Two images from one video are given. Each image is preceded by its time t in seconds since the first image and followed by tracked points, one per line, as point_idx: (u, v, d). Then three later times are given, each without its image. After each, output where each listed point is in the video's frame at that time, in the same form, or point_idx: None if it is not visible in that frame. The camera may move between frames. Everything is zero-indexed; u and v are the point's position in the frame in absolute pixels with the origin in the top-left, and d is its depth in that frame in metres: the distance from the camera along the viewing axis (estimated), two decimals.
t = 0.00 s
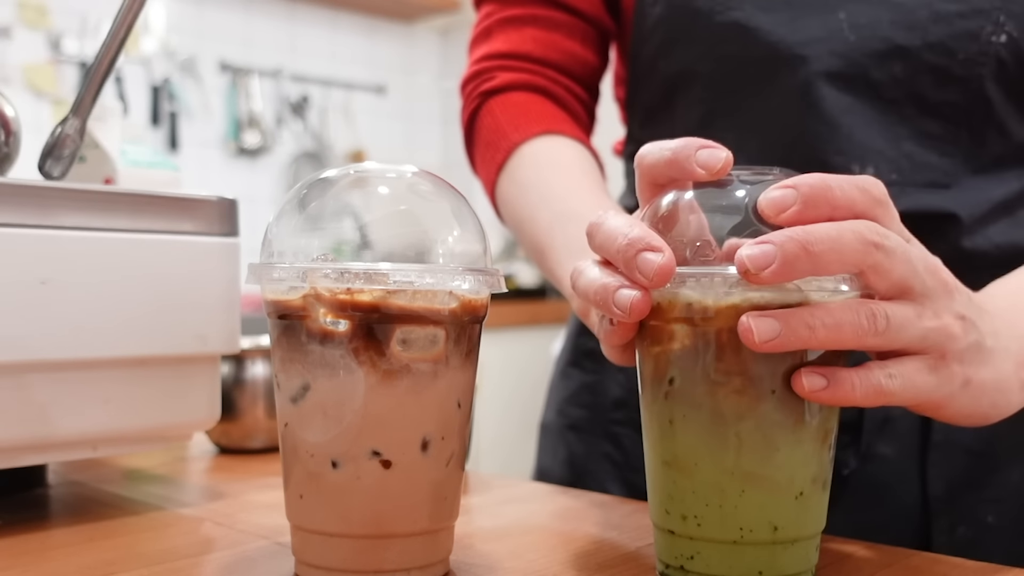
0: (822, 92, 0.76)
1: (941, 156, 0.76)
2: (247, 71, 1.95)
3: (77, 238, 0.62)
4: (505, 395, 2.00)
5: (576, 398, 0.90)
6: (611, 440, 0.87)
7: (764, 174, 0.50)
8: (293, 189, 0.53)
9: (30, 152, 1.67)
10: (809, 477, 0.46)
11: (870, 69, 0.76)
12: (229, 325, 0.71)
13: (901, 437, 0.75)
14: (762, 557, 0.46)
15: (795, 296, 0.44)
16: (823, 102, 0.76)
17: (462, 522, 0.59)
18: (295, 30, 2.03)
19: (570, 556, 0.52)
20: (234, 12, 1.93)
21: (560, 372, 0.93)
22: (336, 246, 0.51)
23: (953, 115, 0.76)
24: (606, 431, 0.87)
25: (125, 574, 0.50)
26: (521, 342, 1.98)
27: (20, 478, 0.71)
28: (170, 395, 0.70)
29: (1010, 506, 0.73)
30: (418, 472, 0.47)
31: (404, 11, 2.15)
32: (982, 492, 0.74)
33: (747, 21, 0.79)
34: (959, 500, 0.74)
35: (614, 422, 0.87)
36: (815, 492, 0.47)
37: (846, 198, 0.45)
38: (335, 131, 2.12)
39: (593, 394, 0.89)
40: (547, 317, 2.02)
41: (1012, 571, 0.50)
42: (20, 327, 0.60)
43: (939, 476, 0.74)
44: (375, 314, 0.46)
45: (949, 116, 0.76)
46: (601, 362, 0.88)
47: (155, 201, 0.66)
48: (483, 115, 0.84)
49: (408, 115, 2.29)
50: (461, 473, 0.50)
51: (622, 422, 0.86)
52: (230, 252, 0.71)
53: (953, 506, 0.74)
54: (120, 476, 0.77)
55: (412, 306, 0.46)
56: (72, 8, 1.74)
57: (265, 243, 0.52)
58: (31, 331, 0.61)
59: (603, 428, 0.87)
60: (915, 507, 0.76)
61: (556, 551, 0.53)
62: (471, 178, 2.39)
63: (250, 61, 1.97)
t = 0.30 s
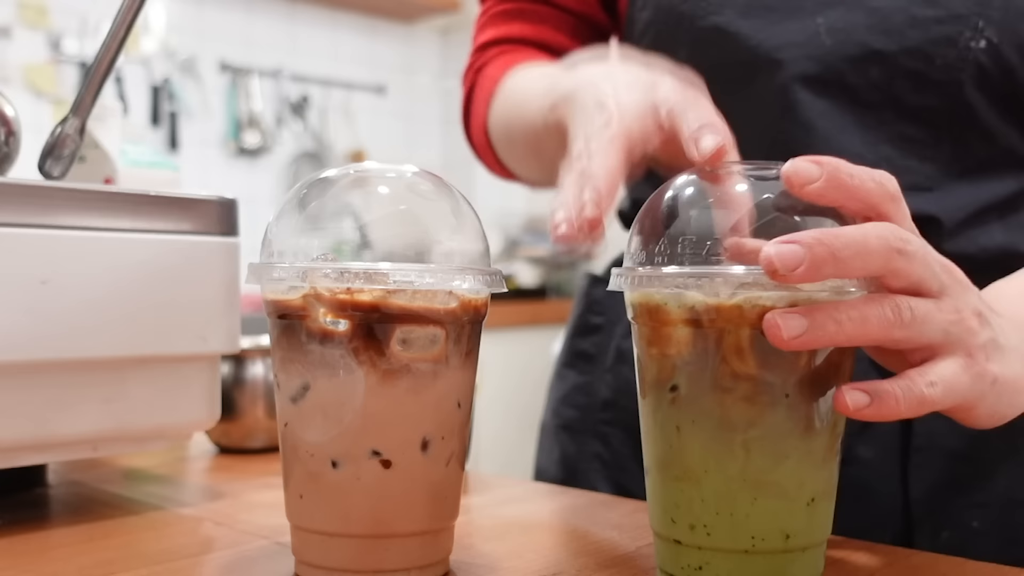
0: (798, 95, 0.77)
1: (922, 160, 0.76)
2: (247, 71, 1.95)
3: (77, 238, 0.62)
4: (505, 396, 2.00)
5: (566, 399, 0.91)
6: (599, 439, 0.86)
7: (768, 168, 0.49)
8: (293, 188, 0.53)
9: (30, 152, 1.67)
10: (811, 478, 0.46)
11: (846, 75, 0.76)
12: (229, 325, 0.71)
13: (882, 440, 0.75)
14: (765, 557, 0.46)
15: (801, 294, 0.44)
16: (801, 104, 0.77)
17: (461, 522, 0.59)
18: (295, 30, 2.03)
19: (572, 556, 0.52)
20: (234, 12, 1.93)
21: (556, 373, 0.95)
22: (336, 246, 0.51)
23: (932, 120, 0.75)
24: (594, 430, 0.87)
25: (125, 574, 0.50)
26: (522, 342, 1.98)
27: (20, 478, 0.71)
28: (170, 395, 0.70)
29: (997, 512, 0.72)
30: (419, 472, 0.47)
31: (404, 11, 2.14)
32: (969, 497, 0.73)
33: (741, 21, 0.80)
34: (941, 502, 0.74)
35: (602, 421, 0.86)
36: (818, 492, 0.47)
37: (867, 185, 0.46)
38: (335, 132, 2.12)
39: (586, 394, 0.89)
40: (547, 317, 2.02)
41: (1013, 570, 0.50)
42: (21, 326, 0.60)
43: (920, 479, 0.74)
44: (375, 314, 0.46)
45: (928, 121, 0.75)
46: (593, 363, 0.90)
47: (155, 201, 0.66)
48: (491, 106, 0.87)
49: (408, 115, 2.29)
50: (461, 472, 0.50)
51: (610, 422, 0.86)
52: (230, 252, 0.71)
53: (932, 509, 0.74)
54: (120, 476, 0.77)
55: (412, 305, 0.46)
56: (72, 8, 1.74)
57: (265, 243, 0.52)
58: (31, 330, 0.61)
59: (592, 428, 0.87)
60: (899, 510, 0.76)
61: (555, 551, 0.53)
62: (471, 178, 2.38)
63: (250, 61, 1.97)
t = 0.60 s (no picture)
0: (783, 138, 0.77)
1: (902, 183, 0.76)
2: (247, 71, 1.95)
3: (77, 237, 0.62)
4: (505, 396, 2.00)
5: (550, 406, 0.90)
6: (584, 445, 0.86)
7: (762, 167, 0.50)
8: (293, 188, 0.53)
9: (30, 153, 1.67)
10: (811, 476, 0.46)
11: (830, 109, 0.76)
12: (229, 325, 0.71)
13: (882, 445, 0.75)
14: (767, 558, 0.46)
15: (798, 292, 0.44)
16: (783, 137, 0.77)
17: (461, 522, 0.59)
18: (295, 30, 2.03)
19: (571, 556, 0.52)
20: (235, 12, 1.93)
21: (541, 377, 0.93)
22: (336, 245, 0.51)
23: (914, 148, 0.75)
24: (579, 436, 0.86)
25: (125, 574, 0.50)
26: (522, 342, 1.98)
27: (20, 478, 0.71)
28: (170, 396, 0.70)
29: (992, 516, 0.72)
30: (419, 471, 0.47)
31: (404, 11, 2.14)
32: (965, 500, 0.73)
33: (740, 31, 0.78)
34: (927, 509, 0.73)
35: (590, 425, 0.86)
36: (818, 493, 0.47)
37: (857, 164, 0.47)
38: (335, 132, 2.12)
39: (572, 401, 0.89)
40: (547, 317, 2.02)
41: (1014, 570, 0.50)
42: (21, 326, 0.60)
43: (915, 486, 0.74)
44: (375, 314, 0.46)
45: (911, 148, 0.75)
46: (574, 372, 0.89)
47: (155, 201, 0.66)
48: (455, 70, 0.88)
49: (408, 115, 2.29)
50: (461, 472, 0.50)
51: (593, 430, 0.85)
52: (230, 252, 0.71)
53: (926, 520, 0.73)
54: (120, 476, 0.77)
55: (412, 305, 0.46)
56: (72, 8, 1.74)
57: (265, 243, 0.51)
58: (31, 331, 0.61)
59: (578, 435, 0.86)
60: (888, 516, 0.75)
61: (555, 550, 0.53)
62: (471, 178, 2.38)
63: (250, 61, 1.96)
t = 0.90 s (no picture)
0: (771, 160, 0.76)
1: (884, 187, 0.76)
2: (247, 71, 1.95)
3: (76, 237, 0.62)
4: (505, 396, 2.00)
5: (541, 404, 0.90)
6: (580, 445, 0.87)
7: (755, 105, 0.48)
8: (292, 189, 0.53)
9: (30, 152, 1.67)
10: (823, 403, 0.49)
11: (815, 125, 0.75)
12: (229, 325, 0.71)
13: (879, 431, 0.77)
14: (777, 471, 0.49)
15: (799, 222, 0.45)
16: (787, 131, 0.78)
17: (461, 522, 0.59)
18: (295, 32, 2.04)
19: (572, 556, 0.52)
20: (235, 12, 1.93)
21: (521, 380, 0.93)
22: (336, 245, 0.51)
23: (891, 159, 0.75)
24: (574, 436, 0.87)
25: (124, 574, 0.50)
26: (523, 342, 1.98)
27: (20, 478, 0.71)
28: (170, 396, 0.70)
29: (987, 503, 0.75)
30: (419, 472, 0.47)
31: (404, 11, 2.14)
32: (963, 488, 0.76)
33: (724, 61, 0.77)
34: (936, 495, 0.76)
35: (582, 425, 0.87)
36: (826, 424, 0.50)
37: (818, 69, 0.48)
38: (335, 132, 2.12)
39: (558, 399, 0.89)
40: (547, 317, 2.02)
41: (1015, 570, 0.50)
42: (21, 325, 0.60)
43: (916, 472, 0.77)
44: (376, 314, 0.46)
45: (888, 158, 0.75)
46: (568, 366, 0.89)
47: (155, 201, 0.66)
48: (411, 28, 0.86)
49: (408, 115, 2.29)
50: (461, 472, 0.50)
51: (591, 425, 0.86)
52: (230, 252, 0.71)
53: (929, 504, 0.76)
54: (120, 476, 0.77)
55: (412, 306, 0.46)
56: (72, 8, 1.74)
57: (264, 243, 0.51)
58: (31, 331, 0.61)
59: (572, 433, 0.87)
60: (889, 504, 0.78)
61: (556, 550, 0.53)
62: (471, 178, 2.39)
63: (251, 61, 1.96)
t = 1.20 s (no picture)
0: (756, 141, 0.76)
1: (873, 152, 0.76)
2: (247, 71, 1.95)
3: (77, 238, 0.62)
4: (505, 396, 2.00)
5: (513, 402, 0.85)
6: (550, 441, 0.82)
7: None
8: (293, 189, 0.53)
9: (30, 152, 1.67)
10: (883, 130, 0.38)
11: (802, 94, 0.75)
12: (230, 325, 0.71)
13: (841, 430, 0.74)
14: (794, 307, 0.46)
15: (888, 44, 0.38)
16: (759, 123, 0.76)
17: (462, 522, 0.59)
18: (294, 32, 2.03)
19: (573, 556, 0.52)
20: (235, 12, 1.93)
21: (499, 375, 0.88)
22: (336, 245, 0.51)
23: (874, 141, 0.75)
24: (545, 432, 0.82)
25: (124, 573, 0.50)
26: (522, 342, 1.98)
27: (20, 478, 0.71)
28: (170, 395, 0.70)
29: (949, 502, 0.73)
30: (419, 472, 0.47)
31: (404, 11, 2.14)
32: (928, 488, 0.73)
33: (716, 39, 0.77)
34: (903, 494, 0.73)
35: (553, 421, 0.82)
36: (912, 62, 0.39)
37: None
38: (335, 132, 2.11)
39: (532, 396, 0.83)
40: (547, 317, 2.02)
41: (1015, 570, 0.50)
42: (21, 326, 0.60)
43: (880, 471, 0.73)
44: (375, 314, 0.46)
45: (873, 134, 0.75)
46: (540, 364, 0.84)
47: (155, 201, 0.66)
48: None
49: (408, 115, 2.29)
50: (461, 472, 0.50)
51: (561, 422, 0.82)
52: (230, 253, 0.71)
53: (892, 502, 0.73)
54: (120, 476, 0.77)
55: (412, 306, 0.46)
56: (72, 8, 1.74)
57: (264, 242, 0.51)
58: (32, 331, 0.61)
59: (542, 429, 0.82)
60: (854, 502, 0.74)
61: (556, 550, 0.53)
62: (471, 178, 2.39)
63: (250, 61, 1.96)
